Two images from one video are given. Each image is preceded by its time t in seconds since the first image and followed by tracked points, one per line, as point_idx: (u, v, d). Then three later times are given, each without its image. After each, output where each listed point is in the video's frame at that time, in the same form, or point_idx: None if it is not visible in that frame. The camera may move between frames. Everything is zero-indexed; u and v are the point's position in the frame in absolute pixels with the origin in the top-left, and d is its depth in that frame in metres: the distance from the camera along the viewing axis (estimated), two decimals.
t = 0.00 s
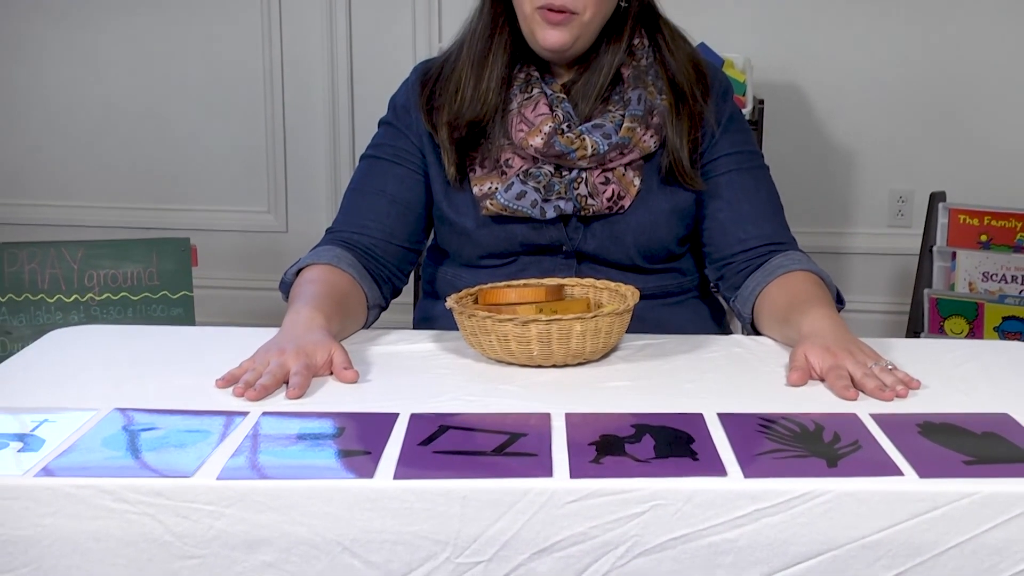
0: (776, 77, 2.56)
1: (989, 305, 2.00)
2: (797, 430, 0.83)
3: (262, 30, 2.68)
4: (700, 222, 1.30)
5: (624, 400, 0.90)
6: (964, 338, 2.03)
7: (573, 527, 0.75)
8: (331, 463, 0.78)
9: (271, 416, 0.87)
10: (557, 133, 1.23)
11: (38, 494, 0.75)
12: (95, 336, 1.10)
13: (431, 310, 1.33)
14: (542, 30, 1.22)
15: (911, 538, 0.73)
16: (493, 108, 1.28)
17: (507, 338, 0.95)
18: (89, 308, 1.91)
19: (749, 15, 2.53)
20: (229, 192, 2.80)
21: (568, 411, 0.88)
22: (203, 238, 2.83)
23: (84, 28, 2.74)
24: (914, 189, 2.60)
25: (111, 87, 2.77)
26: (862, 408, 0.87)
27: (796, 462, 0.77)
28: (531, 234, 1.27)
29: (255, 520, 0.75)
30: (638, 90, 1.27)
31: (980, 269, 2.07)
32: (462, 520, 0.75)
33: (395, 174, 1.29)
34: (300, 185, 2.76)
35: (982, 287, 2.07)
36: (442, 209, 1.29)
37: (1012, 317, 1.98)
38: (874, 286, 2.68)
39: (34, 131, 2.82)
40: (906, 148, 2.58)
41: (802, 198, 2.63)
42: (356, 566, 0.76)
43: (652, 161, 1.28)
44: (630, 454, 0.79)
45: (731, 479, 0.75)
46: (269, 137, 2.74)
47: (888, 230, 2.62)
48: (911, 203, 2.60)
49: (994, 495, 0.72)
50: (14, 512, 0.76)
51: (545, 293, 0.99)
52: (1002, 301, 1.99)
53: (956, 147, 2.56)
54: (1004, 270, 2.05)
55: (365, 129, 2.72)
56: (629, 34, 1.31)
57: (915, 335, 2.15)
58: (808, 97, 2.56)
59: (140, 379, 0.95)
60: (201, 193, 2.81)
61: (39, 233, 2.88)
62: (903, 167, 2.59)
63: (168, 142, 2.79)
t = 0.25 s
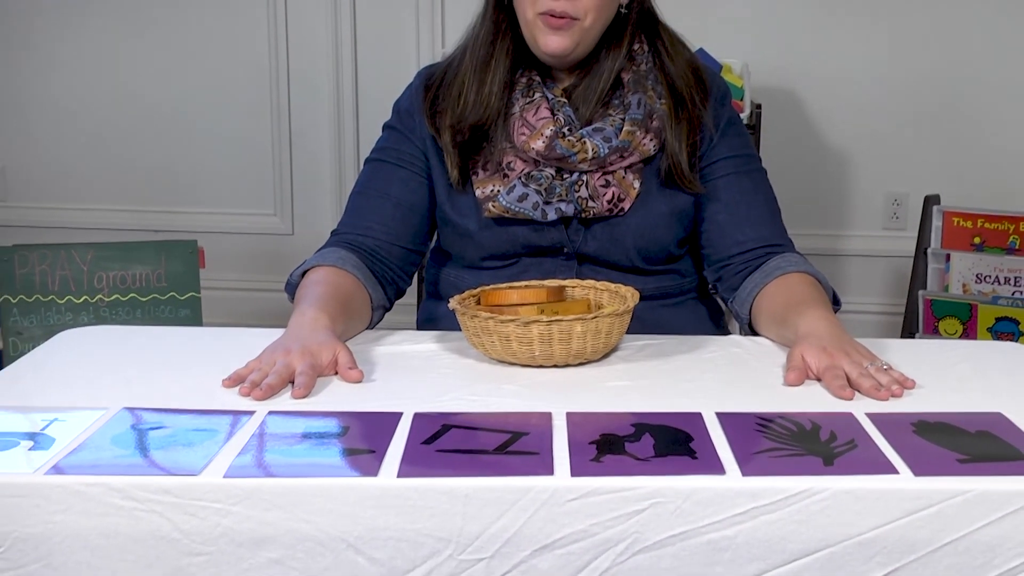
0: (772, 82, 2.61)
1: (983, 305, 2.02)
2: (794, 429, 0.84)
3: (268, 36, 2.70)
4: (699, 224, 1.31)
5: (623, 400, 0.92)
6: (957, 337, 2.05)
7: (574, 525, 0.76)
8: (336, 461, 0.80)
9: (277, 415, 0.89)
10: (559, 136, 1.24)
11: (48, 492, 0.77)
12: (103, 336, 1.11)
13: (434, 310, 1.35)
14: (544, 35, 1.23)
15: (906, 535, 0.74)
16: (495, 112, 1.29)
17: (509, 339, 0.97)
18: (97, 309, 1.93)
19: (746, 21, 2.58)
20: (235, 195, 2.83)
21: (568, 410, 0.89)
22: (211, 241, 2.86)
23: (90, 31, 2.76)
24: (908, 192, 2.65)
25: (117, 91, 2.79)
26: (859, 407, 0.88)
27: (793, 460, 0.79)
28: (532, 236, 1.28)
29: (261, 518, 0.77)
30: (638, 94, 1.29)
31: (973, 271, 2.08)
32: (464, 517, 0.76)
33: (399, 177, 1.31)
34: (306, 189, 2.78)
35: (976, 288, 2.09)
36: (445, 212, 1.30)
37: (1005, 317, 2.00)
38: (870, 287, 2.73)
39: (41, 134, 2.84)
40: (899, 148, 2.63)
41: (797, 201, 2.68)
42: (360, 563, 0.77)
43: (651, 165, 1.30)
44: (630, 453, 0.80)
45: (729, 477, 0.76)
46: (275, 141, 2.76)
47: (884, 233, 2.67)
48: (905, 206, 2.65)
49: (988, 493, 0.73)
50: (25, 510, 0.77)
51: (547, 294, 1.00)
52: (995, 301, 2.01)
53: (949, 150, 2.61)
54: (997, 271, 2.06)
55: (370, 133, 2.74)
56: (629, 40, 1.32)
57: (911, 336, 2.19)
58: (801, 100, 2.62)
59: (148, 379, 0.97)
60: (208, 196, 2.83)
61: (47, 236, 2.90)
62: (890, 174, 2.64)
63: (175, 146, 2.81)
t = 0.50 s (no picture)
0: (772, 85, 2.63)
1: (975, 307, 2.03)
2: (790, 428, 0.85)
3: (276, 44, 2.77)
4: (698, 227, 1.33)
5: (623, 399, 0.93)
6: (950, 338, 2.04)
7: (575, 522, 0.77)
8: (341, 459, 0.81)
9: (283, 414, 0.90)
10: (560, 141, 1.26)
11: (60, 489, 0.78)
12: (112, 337, 1.13)
13: (437, 312, 1.36)
14: (546, 39, 1.25)
15: (900, 532, 0.76)
16: (497, 117, 1.31)
17: (511, 339, 0.98)
18: (107, 310, 1.95)
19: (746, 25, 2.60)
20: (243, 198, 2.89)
21: (569, 410, 0.91)
22: (218, 244, 2.92)
23: (100, 38, 2.82)
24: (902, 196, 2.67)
25: (127, 96, 2.85)
26: (853, 406, 0.90)
27: (789, 458, 0.80)
28: (534, 239, 1.30)
29: (268, 515, 0.78)
30: (637, 100, 1.30)
31: (966, 273, 2.11)
32: (467, 514, 0.78)
33: (402, 181, 1.32)
34: (312, 192, 2.85)
35: (968, 290, 2.11)
36: (449, 215, 1.32)
37: (997, 318, 2.01)
38: (864, 291, 2.75)
39: (52, 139, 2.90)
40: (897, 150, 2.65)
41: (795, 203, 2.70)
42: (365, 559, 0.79)
43: (651, 169, 1.31)
44: (629, 451, 0.82)
45: (727, 475, 0.78)
46: (282, 147, 2.83)
47: (878, 236, 2.69)
48: (899, 210, 2.67)
49: (980, 491, 0.75)
50: (36, 507, 0.79)
51: (548, 296, 1.01)
52: (986, 303, 2.02)
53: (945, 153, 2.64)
54: (989, 274, 2.09)
55: (374, 138, 2.81)
56: (630, 46, 1.33)
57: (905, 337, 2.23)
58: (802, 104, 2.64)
59: (157, 378, 0.99)
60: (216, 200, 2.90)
61: (59, 238, 2.96)
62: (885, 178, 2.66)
63: (183, 150, 2.88)
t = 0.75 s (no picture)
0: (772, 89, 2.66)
1: (968, 308, 2.07)
2: (787, 427, 0.87)
3: (283, 48, 2.79)
4: (697, 230, 1.34)
5: (622, 399, 0.95)
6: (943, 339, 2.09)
7: (575, 519, 0.79)
8: (346, 457, 0.83)
9: (289, 413, 0.92)
10: (561, 145, 1.27)
11: (71, 486, 0.80)
12: (121, 337, 1.15)
13: (442, 313, 1.38)
14: (548, 43, 1.26)
15: (894, 529, 0.77)
16: (500, 123, 1.33)
17: (513, 340, 1.00)
18: (117, 311, 1.97)
19: (745, 29, 2.63)
20: (251, 200, 2.91)
21: (570, 409, 0.92)
22: (226, 246, 2.95)
23: (108, 41, 2.85)
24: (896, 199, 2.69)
25: (135, 99, 2.88)
26: (849, 406, 0.91)
27: (787, 456, 0.82)
28: (536, 241, 1.31)
29: (274, 512, 0.80)
30: (637, 105, 1.32)
31: (959, 274, 2.12)
32: (470, 511, 0.79)
33: (406, 185, 1.34)
34: (318, 195, 2.87)
35: (962, 291, 2.12)
36: (452, 218, 1.34)
37: (990, 319, 2.05)
38: (858, 293, 2.77)
39: (62, 142, 2.93)
40: (897, 151, 2.66)
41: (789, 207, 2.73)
42: (370, 555, 0.80)
43: (650, 173, 1.33)
44: (629, 450, 0.84)
45: (725, 472, 0.79)
46: (288, 150, 2.85)
47: (872, 238, 2.71)
48: (894, 212, 2.69)
49: (973, 488, 0.76)
50: (48, 504, 0.80)
51: (550, 297, 1.03)
52: (980, 304, 2.07)
53: (945, 155, 2.65)
54: (982, 275, 2.09)
55: (379, 142, 2.82)
56: (630, 52, 1.35)
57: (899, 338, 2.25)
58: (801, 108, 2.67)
59: (165, 378, 1.00)
60: (224, 203, 2.92)
61: (69, 240, 3.00)
62: (884, 178, 2.68)
63: (191, 153, 2.90)
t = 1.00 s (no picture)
0: (772, 93, 2.68)
1: (961, 309, 2.07)
2: (784, 426, 0.88)
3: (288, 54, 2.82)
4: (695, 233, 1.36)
5: (622, 398, 0.96)
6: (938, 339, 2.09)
7: (576, 516, 0.80)
8: (351, 456, 0.84)
9: (295, 412, 0.94)
10: (562, 150, 1.29)
11: (81, 484, 0.82)
12: (129, 338, 1.16)
13: (445, 314, 1.39)
14: (547, 54, 1.29)
15: (889, 526, 0.79)
16: (501, 128, 1.34)
17: (515, 340, 1.02)
18: (127, 313, 1.98)
19: (745, 34, 2.65)
20: (257, 204, 2.94)
21: (570, 408, 0.94)
22: (232, 248, 2.97)
23: (113, 47, 2.87)
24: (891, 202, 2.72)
25: (142, 104, 2.90)
26: (845, 405, 0.93)
27: (783, 455, 0.83)
28: (537, 244, 1.33)
29: (280, 510, 0.81)
30: (637, 111, 1.33)
31: (952, 276, 2.15)
32: (473, 508, 0.81)
33: (410, 189, 1.36)
34: (323, 199, 2.90)
35: (954, 292, 2.15)
36: (455, 221, 1.35)
37: (983, 320, 2.05)
38: (855, 293, 2.80)
39: (70, 147, 2.96)
40: (895, 155, 2.68)
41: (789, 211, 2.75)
42: (375, 552, 0.82)
43: (650, 177, 1.34)
44: (629, 448, 0.85)
45: (723, 470, 0.81)
46: (294, 155, 2.88)
47: (867, 241, 2.74)
48: (888, 215, 2.72)
49: (966, 486, 0.78)
50: (59, 502, 0.82)
51: (551, 298, 1.04)
52: (972, 305, 2.07)
53: (943, 159, 2.67)
54: (974, 277, 2.13)
55: (384, 146, 2.85)
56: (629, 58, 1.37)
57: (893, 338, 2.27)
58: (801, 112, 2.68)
59: (173, 378, 1.02)
60: (230, 207, 2.95)
61: (76, 244, 3.02)
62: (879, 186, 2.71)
63: (198, 157, 2.92)
